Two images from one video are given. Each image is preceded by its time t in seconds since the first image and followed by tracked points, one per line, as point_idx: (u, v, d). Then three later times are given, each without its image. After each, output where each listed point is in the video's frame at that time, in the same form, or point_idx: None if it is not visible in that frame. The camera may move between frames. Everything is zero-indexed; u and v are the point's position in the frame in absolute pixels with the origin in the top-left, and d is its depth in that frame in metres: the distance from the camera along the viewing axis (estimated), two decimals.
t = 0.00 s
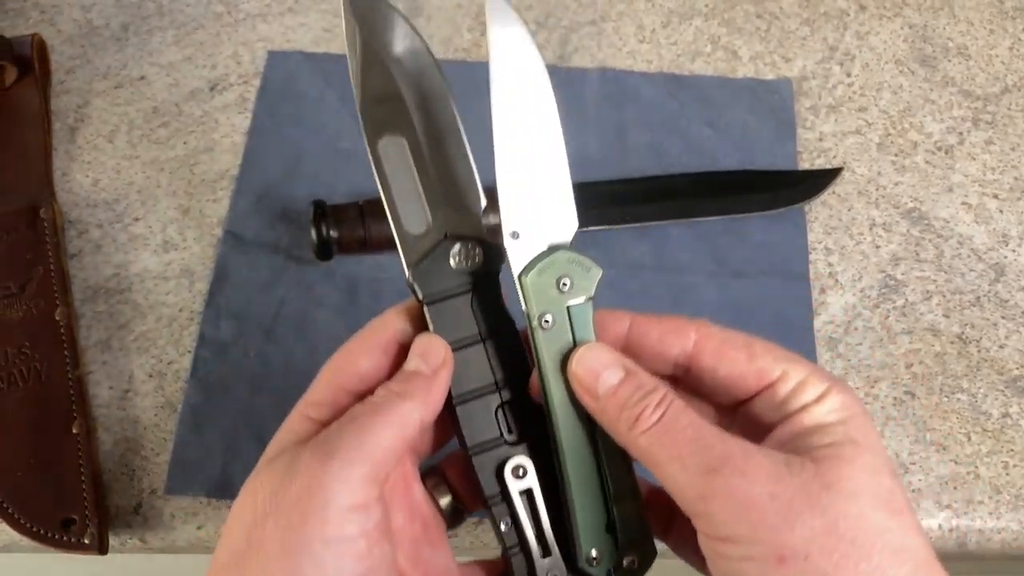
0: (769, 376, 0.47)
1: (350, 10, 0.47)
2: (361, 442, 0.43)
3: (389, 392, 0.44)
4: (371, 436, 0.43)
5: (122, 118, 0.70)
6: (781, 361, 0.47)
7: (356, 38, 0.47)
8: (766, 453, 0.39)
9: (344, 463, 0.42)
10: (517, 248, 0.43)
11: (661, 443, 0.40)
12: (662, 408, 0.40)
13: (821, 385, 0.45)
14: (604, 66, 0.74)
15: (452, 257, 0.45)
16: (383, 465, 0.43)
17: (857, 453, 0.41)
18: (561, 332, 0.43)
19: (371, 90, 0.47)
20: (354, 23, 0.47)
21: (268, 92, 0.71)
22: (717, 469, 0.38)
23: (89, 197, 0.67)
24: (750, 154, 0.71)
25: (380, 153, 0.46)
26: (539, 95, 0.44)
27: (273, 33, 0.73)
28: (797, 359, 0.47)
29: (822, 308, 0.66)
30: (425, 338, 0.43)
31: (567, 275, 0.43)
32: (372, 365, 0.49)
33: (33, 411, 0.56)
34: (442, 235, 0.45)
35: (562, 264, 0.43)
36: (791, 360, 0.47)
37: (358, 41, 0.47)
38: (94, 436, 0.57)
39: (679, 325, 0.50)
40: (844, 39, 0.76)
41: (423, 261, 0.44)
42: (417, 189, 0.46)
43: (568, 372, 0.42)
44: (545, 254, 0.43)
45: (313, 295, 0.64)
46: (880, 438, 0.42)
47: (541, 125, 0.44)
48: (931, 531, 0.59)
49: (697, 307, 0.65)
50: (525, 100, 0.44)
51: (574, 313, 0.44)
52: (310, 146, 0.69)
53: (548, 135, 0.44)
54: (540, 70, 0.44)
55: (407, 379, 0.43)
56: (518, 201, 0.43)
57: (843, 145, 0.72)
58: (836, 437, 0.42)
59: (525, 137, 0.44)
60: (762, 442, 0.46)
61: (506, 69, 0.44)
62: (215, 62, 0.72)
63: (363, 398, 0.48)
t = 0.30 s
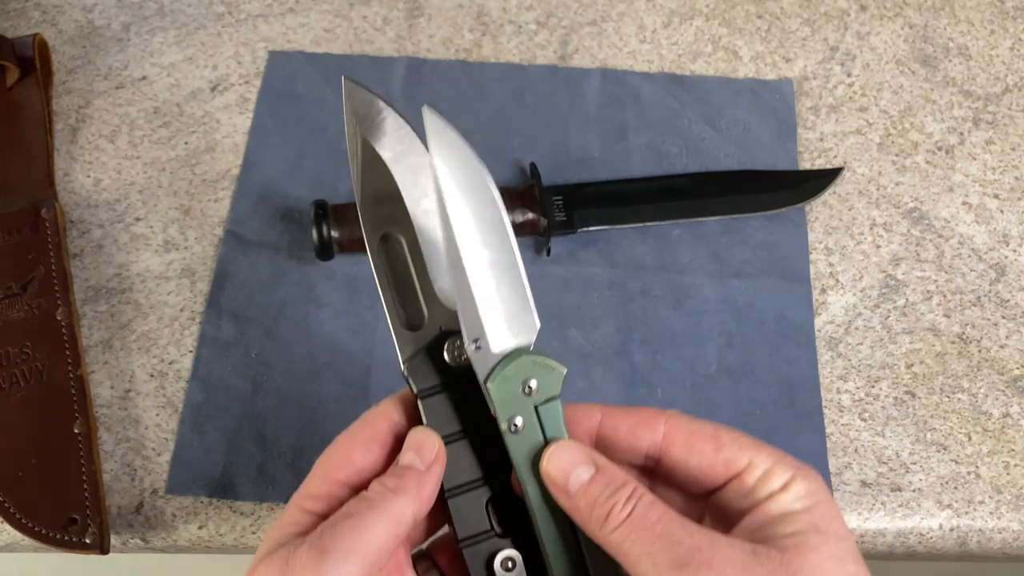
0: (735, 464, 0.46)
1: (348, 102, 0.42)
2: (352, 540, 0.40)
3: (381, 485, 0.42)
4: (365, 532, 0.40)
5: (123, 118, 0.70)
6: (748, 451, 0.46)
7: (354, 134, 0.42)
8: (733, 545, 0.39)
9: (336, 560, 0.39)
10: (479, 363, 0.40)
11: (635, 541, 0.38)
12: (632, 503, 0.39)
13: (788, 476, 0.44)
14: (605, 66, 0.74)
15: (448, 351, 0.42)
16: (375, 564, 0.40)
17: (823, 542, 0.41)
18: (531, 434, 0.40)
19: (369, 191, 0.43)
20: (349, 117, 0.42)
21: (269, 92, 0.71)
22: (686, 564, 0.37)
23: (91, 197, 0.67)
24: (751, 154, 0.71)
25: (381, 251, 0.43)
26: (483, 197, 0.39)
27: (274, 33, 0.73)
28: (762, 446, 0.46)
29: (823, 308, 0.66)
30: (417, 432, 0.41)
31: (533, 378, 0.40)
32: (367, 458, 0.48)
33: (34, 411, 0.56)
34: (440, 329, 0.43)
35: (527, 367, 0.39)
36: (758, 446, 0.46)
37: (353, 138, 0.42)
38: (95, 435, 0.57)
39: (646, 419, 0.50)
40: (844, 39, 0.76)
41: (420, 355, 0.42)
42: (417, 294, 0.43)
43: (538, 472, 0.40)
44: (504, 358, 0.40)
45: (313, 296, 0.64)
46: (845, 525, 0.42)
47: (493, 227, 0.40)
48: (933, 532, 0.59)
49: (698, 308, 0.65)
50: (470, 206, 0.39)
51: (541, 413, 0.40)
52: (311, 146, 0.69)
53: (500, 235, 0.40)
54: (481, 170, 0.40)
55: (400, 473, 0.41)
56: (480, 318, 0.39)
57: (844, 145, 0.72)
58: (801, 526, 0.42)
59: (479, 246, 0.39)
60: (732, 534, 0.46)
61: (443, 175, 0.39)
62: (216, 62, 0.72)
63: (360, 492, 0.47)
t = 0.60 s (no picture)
0: (723, 490, 0.46)
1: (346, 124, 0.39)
2: None
3: (385, 520, 0.42)
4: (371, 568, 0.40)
5: (124, 118, 0.70)
6: (734, 476, 0.45)
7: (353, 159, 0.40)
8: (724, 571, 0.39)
9: None
10: (460, 399, 0.40)
11: (622, 571, 0.38)
12: (618, 532, 0.39)
13: (777, 501, 0.44)
14: (606, 66, 0.74)
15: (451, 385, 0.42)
16: None
17: (811, 567, 0.42)
18: (517, 468, 0.41)
19: (370, 223, 0.42)
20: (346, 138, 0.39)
21: (270, 92, 0.71)
22: None
23: (92, 197, 0.67)
24: (751, 153, 0.71)
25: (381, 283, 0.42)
26: (452, 230, 0.39)
27: (275, 33, 0.73)
28: (748, 471, 0.46)
29: (823, 308, 0.66)
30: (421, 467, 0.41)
31: (515, 412, 0.40)
32: (371, 491, 0.47)
33: (35, 411, 0.56)
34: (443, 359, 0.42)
35: (509, 401, 0.40)
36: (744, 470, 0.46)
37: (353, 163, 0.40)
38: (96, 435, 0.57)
39: (631, 446, 0.49)
40: (844, 39, 0.76)
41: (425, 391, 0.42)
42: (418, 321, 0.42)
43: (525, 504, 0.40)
44: (485, 392, 0.40)
45: (313, 297, 0.64)
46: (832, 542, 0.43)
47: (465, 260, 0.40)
48: (933, 532, 0.59)
49: (698, 309, 0.65)
50: (439, 243, 0.39)
51: (526, 445, 0.41)
52: (311, 147, 0.69)
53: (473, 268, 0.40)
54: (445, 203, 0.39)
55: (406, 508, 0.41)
56: (460, 354, 0.40)
57: (844, 145, 0.72)
58: (789, 553, 0.42)
59: (453, 282, 0.39)
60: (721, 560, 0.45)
61: (409, 215, 0.39)
62: (217, 62, 0.72)
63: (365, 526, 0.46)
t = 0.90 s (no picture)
0: (715, 504, 0.45)
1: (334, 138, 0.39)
2: None
3: (388, 531, 0.42)
4: None
5: (124, 118, 0.70)
6: (727, 489, 0.45)
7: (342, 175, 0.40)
8: None
9: None
10: (451, 412, 0.40)
11: None
12: (609, 546, 0.40)
13: (771, 514, 0.44)
14: (606, 66, 0.74)
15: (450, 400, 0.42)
16: None
17: None
18: (508, 481, 0.40)
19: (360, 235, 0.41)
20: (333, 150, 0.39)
21: (270, 92, 0.71)
22: None
23: (92, 197, 0.67)
24: (751, 153, 0.71)
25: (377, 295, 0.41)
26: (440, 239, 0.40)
27: (275, 33, 0.74)
28: (741, 483, 0.45)
29: (823, 308, 0.66)
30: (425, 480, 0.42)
31: (506, 424, 0.40)
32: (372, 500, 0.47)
33: (35, 411, 0.56)
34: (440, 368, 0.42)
35: (500, 413, 0.40)
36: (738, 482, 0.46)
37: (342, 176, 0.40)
38: (96, 435, 0.57)
39: (623, 459, 0.48)
40: (844, 39, 0.76)
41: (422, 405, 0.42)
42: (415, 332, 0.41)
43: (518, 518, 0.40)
44: (475, 404, 0.40)
45: (313, 297, 0.64)
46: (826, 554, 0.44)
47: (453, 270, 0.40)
48: (933, 532, 0.59)
49: (699, 309, 0.65)
50: (427, 254, 0.39)
51: (518, 457, 0.40)
52: (311, 147, 0.69)
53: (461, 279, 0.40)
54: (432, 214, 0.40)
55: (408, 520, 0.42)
56: (450, 365, 0.39)
57: (845, 145, 0.72)
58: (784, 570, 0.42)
59: (442, 292, 0.39)
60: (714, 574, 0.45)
61: (398, 225, 0.39)
62: (217, 62, 0.72)
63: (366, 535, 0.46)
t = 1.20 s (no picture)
0: (678, 515, 0.42)
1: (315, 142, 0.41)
2: None
3: (391, 529, 0.41)
4: None
5: (124, 118, 0.70)
6: (690, 499, 0.42)
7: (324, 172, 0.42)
8: None
9: None
10: (409, 426, 0.40)
11: None
12: (569, 560, 0.38)
13: (737, 523, 0.41)
14: (606, 66, 0.74)
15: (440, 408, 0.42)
16: None
17: None
18: (471, 494, 0.40)
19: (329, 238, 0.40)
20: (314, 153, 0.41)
21: (271, 92, 0.71)
22: None
23: (92, 197, 0.67)
24: (751, 153, 0.71)
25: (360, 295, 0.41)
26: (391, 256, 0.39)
27: (275, 33, 0.74)
28: (705, 492, 0.42)
29: (823, 308, 0.66)
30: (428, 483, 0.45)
31: (465, 438, 0.40)
32: (378, 497, 0.47)
33: (35, 411, 0.56)
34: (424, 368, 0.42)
35: (458, 426, 0.40)
36: (702, 490, 0.42)
37: (324, 176, 0.41)
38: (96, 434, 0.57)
39: (582, 469, 0.44)
40: (844, 39, 0.76)
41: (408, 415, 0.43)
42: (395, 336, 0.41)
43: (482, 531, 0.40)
44: (435, 418, 0.40)
45: (313, 297, 0.64)
46: (797, 561, 0.41)
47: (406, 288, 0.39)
48: (933, 532, 0.59)
49: (699, 309, 0.65)
50: (377, 274, 0.39)
51: (479, 470, 0.40)
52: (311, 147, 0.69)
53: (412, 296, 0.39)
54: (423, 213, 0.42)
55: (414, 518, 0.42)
56: (403, 384, 0.39)
57: (845, 145, 0.72)
58: None
59: (393, 312, 0.39)
60: None
61: (345, 245, 0.38)
62: (217, 62, 0.72)
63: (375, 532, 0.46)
